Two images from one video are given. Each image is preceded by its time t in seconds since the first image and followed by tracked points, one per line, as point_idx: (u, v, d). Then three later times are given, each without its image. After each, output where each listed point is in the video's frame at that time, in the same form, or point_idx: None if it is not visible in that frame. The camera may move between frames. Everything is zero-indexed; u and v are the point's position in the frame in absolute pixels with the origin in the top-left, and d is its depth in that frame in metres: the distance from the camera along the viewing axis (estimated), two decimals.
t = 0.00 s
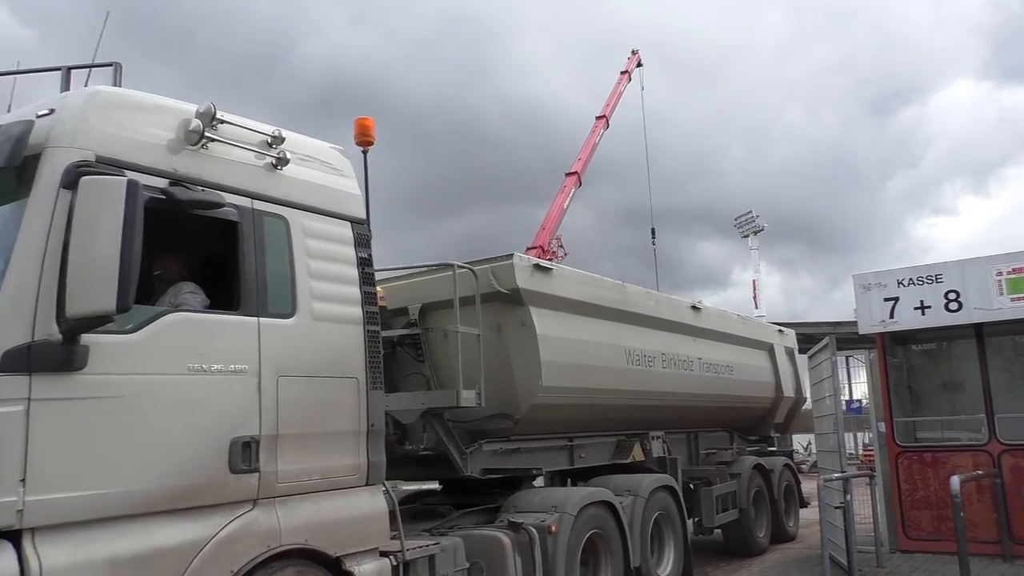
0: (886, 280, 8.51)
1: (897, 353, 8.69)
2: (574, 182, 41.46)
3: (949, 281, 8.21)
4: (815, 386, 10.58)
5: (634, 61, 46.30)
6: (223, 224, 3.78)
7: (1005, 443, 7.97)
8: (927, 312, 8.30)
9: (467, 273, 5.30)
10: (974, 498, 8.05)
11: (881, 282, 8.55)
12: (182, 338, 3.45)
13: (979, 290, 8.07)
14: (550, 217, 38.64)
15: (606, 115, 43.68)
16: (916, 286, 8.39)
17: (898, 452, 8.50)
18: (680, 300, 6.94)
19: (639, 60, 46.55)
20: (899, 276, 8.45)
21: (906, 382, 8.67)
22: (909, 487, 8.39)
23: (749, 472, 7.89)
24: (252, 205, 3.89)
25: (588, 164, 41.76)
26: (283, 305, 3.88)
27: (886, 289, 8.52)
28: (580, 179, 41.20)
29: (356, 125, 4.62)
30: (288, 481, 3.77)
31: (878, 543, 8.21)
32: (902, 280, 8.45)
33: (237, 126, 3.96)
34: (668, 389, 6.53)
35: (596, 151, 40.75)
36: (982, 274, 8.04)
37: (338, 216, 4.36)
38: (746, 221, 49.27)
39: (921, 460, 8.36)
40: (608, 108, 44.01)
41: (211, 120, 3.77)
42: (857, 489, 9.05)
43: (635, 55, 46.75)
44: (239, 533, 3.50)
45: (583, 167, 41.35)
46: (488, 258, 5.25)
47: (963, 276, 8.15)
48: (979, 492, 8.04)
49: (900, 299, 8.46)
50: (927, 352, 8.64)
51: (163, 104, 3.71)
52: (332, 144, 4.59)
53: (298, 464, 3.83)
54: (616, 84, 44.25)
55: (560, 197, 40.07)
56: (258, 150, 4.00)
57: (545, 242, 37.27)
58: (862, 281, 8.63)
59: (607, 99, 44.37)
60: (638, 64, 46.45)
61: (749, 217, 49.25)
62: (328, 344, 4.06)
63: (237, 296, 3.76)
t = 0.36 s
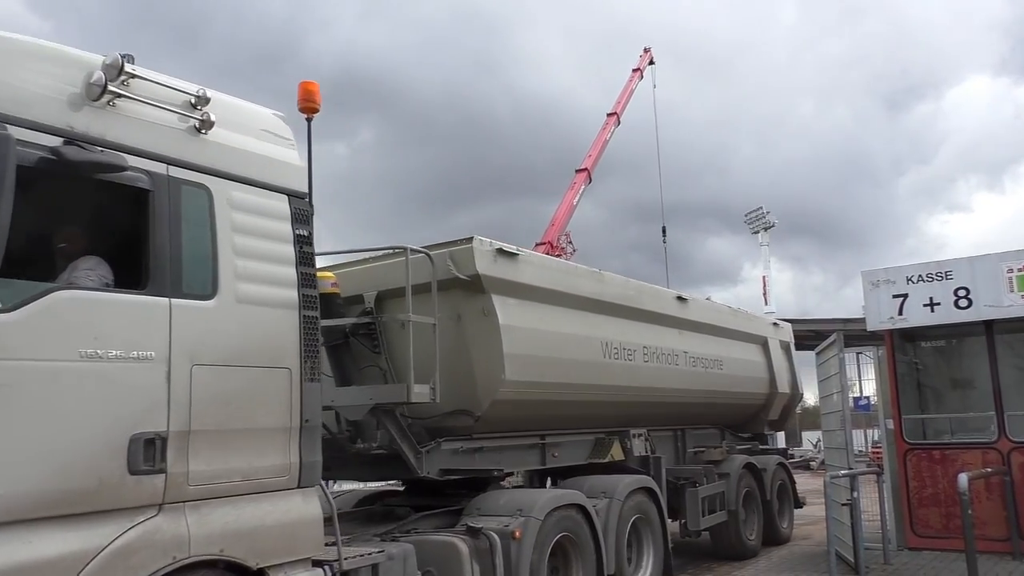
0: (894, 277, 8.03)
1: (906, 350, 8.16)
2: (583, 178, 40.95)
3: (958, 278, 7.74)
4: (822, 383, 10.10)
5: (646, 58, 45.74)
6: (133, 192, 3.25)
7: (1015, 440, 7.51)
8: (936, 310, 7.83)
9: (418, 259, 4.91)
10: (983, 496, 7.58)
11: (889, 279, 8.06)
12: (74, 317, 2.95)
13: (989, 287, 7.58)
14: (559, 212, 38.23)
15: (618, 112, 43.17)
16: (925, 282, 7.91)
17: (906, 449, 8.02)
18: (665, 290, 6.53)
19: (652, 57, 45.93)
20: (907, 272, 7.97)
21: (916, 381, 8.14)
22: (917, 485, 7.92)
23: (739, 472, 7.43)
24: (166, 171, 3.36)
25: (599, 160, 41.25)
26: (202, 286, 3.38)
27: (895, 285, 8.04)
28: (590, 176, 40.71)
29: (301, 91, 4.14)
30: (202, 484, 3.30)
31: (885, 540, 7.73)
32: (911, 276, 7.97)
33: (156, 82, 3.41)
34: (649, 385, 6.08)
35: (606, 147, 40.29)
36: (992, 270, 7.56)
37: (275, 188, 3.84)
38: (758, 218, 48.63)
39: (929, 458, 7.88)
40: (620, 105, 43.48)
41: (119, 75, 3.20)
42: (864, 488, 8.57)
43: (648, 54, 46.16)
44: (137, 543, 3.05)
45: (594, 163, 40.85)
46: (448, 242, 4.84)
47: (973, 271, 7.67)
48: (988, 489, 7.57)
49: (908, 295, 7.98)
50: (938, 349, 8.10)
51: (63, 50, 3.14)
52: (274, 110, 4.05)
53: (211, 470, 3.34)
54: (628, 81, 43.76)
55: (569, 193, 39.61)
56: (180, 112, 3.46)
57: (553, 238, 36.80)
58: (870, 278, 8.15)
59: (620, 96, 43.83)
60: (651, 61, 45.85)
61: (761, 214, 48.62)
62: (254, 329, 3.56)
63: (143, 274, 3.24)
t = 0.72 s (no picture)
0: (903, 277, 7.65)
1: (912, 350, 7.80)
2: (590, 179, 40.55)
3: (968, 279, 7.36)
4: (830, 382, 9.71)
5: (655, 61, 45.32)
6: (41, 162, 2.92)
7: None
8: (945, 311, 7.45)
9: (382, 247, 4.58)
10: (992, 497, 7.21)
11: (898, 279, 7.68)
12: None
13: (999, 287, 7.22)
14: (566, 213, 37.84)
15: (625, 113, 42.79)
16: (933, 283, 7.54)
17: (915, 450, 7.65)
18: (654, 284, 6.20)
19: (660, 60, 45.48)
20: (916, 272, 7.60)
21: (922, 382, 7.77)
22: (925, 487, 7.54)
23: (732, 475, 7.08)
24: (81, 140, 3.05)
25: (606, 161, 40.85)
26: (124, 269, 3.08)
27: (903, 286, 7.66)
28: (596, 177, 40.32)
29: (244, 60, 3.84)
30: (120, 488, 2.99)
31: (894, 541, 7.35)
32: (920, 277, 7.60)
33: (72, 44, 3.08)
34: (634, 385, 5.75)
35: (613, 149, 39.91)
36: (1000, 270, 7.21)
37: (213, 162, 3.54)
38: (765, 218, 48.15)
39: (937, 459, 7.52)
40: (627, 107, 43.08)
41: (24, 31, 2.86)
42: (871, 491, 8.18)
43: (656, 56, 45.75)
44: (38, 557, 2.71)
45: (601, 164, 40.44)
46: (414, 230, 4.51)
47: (982, 271, 7.31)
48: (997, 492, 7.20)
49: (917, 296, 7.60)
50: (945, 350, 7.72)
51: None
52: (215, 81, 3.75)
53: (132, 472, 3.03)
54: (636, 82, 43.37)
55: (576, 194, 39.22)
56: (103, 78, 3.16)
57: (558, 238, 36.38)
58: (878, 278, 7.78)
59: (628, 98, 43.42)
60: (660, 63, 45.40)
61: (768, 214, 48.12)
62: (183, 316, 3.25)
63: (53, 254, 2.90)
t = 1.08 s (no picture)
0: (912, 271, 7.41)
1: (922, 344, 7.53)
2: (592, 177, 40.30)
3: (978, 272, 7.10)
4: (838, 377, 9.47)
5: (656, 59, 45.08)
6: None
7: None
8: (954, 305, 7.20)
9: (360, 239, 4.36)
10: (1004, 492, 6.97)
11: (907, 273, 7.44)
12: None
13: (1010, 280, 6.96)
14: (569, 211, 37.60)
15: (627, 112, 42.57)
16: (942, 276, 7.29)
17: (925, 444, 7.40)
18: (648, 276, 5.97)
19: (662, 59, 45.22)
20: (925, 265, 7.35)
21: (931, 375, 7.50)
22: (936, 481, 7.29)
23: (732, 473, 6.85)
24: (22, 118, 2.82)
25: (608, 159, 40.61)
26: (70, 259, 2.86)
27: (912, 279, 7.42)
28: (599, 175, 40.09)
29: (207, 36, 3.62)
30: (67, 497, 2.76)
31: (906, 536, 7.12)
32: (929, 270, 7.35)
33: (14, 14, 2.85)
34: (628, 382, 5.52)
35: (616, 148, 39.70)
36: (1011, 262, 6.95)
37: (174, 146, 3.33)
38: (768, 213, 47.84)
39: (948, 453, 7.27)
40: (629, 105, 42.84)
41: None
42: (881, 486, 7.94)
43: (657, 55, 45.50)
44: None
45: (603, 162, 40.19)
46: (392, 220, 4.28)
47: (992, 264, 7.05)
48: (1009, 486, 6.95)
49: (926, 290, 7.36)
50: (954, 344, 7.48)
51: None
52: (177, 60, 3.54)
53: (81, 479, 2.81)
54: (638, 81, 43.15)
55: (578, 193, 38.99)
56: (48, 53, 2.93)
57: (561, 237, 36.13)
58: (886, 271, 7.54)
59: (630, 97, 43.18)
60: (661, 60, 45.14)
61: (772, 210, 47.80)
62: (137, 311, 3.04)
63: None
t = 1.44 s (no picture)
0: (912, 259, 7.32)
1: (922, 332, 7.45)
2: (591, 172, 40.15)
3: (978, 259, 7.01)
4: (840, 368, 9.38)
5: (654, 53, 44.89)
6: None
7: None
8: (954, 292, 7.11)
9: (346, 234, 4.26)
10: (1007, 478, 6.88)
11: (907, 261, 7.36)
12: None
13: (1010, 267, 6.86)
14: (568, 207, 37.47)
15: (626, 107, 42.44)
16: (942, 264, 7.20)
17: (926, 432, 7.32)
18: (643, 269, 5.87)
19: (660, 52, 44.99)
20: (925, 253, 7.26)
21: (931, 363, 7.42)
22: (938, 469, 7.21)
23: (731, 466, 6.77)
24: None
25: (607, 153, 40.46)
26: (38, 256, 2.76)
27: (912, 268, 7.33)
28: (598, 170, 39.95)
29: (182, 24, 3.51)
30: (37, 502, 2.67)
31: (909, 524, 7.04)
32: (929, 258, 7.26)
33: None
34: (624, 375, 5.43)
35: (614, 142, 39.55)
36: (1011, 248, 6.85)
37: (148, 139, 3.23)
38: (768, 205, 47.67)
39: (950, 441, 7.19)
40: (627, 99, 42.66)
41: None
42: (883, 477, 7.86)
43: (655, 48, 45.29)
44: None
45: (602, 157, 40.05)
46: (377, 214, 4.18)
47: (991, 251, 6.95)
48: (1012, 473, 6.86)
49: (926, 278, 7.27)
50: (955, 332, 7.40)
51: None
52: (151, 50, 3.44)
53: (53, 484, 2.71)
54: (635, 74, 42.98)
55: (577, 188, 38.86)
56: (14, 41, 2.82)
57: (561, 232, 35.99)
58: (886, 260, 7.46)
59: (628, 91, 42.99)
60: (659, 54, 44.95)
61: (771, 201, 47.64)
62: (109, 309, 2.94)
63: None
